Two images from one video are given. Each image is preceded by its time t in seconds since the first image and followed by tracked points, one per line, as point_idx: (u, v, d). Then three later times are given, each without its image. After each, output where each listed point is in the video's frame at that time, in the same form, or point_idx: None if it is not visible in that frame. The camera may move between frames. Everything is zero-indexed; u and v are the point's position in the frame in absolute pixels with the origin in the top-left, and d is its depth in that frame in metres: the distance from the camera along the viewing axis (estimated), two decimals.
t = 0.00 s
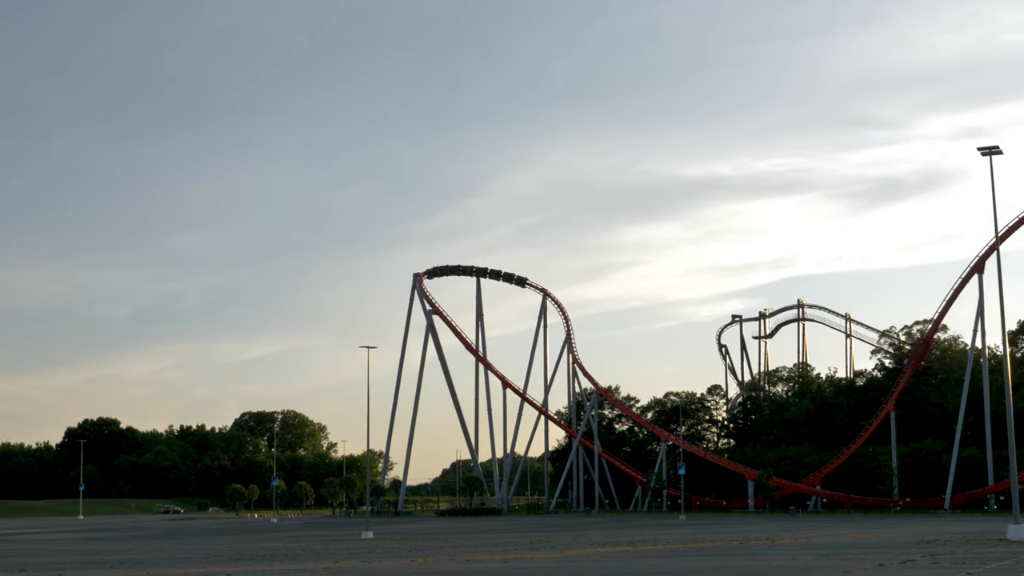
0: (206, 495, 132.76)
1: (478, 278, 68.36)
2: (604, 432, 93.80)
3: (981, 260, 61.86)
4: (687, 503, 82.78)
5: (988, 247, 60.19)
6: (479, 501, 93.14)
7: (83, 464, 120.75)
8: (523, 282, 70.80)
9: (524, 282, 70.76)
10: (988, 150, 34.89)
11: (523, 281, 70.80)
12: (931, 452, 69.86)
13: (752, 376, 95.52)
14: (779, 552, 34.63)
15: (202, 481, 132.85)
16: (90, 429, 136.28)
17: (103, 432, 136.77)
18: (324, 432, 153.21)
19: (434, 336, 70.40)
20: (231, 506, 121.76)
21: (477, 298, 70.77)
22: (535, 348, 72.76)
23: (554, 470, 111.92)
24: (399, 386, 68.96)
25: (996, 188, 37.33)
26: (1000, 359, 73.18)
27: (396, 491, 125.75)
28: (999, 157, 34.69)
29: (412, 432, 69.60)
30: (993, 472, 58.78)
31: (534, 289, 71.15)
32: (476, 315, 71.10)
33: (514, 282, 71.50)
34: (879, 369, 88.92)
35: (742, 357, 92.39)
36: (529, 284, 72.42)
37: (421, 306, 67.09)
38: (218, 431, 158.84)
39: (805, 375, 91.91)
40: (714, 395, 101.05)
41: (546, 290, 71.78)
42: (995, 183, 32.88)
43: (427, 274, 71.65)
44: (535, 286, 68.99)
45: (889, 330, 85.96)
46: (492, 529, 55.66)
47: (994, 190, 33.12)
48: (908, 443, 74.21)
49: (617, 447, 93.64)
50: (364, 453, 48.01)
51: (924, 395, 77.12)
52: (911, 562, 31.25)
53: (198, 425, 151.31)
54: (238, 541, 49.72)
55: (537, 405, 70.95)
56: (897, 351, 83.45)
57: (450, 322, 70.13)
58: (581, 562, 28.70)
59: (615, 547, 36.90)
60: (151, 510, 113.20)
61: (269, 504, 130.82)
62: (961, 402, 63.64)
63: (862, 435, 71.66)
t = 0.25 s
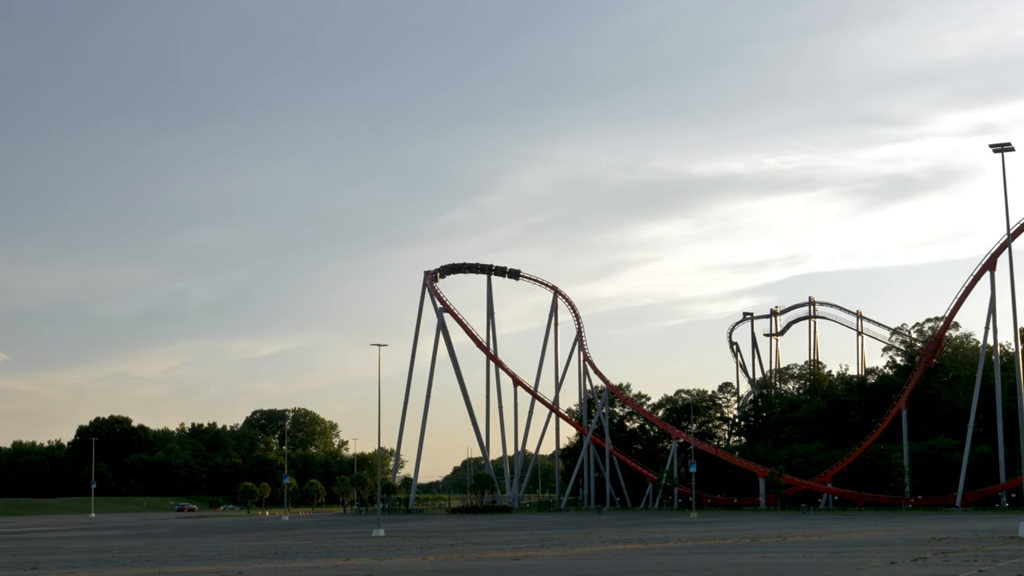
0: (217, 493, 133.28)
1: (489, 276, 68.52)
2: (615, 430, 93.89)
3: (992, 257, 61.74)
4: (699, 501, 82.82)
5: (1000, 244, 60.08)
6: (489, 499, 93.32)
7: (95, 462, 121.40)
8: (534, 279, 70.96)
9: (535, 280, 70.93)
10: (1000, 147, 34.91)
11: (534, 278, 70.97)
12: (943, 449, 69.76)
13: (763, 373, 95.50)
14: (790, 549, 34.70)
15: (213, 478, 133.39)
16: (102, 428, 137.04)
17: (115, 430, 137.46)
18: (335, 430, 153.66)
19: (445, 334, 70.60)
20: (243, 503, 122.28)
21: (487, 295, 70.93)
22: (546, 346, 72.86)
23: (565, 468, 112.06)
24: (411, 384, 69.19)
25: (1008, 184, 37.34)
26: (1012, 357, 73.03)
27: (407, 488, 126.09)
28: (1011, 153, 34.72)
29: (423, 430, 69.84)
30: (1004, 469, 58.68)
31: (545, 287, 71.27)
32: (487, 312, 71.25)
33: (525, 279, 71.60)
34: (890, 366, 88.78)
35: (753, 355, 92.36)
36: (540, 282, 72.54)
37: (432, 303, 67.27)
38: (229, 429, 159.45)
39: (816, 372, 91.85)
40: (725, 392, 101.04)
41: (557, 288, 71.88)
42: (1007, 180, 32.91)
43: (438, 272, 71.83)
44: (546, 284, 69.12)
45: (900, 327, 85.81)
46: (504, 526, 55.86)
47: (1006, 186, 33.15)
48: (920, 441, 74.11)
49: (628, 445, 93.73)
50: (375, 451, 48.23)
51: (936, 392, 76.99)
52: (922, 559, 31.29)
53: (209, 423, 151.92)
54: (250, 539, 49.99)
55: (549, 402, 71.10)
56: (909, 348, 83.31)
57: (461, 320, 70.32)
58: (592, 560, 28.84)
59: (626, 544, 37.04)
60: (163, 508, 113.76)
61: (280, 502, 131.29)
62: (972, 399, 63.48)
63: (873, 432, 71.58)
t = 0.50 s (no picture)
0: (223, 490, 133.61)
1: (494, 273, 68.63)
2: (620, 427, 93.96)
3: (998, 253, 61.73)
4: (703, 497, 82.87)
5: (1005, 240, 60.10)
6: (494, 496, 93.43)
7: (101, 459, 121.76)
8: (540, 276, 71.06)
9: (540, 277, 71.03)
10: (1005, 143, 34.98)
11: (540, 275, 71.06)
12: (948, 446, 69.71)
13: (768, 370, 95.56)
14: (795, 546, 34.75)
15: (219, 476, 133.72)
16: (107, 425, 137.39)
17: (120, 428, 137.92)
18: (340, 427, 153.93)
19: (450, 331, 70.71)
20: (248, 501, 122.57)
21: (492, 292, 71.03)
22: (551, 343, 72.92)
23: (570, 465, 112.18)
24: (416, 381, 69.30)
25: (1013, 180, 37.40)
26: (1017, 353, 73.02)
27: (413, 485, 126.35)
28: (1016, 150, 34.80)
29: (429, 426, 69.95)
30: (1010, 466, 58.62)
31: (550, 284, 71.39)
32: (492, 309, 71.36)
33: (530, 276, 71.69)
34: (895, 363, 88.79)
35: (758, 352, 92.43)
36: (546, 279, 72.64)
37: (437, 299, 67.37)
38: (235, 427, 159.79)
39: (821, 369, 91.89)
40: (730, 389, 101.13)
41: (562, 284, 71.97)
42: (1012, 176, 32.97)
43: (443, 269, 71.94)
44: (551, 281, 69.23)
45: (906, 324, 85.80)
46: (508, 523, 55.94)
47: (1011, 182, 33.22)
48: (925, 438, 74.09)
49: (633, 442, 93.81)
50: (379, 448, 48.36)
51: (942, 389, 76.92)
52: (927, 556, 31.33)
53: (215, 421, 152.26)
54: (255, 536, 50.12)
55: (554, 399, 71.20)
56: (914, 345, 83.31)
57: (466, 317, 70.44)
58: (596, 557, 28.88)
59: (631, 541, 37.10)
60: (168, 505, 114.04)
61: (286, 499, 131.56)
62: (978, 395, 63.40)
63: (878, 429, 71.60)
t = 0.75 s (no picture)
0: (221, 486, 133.62)
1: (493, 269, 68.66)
2: (618, 423, 94.04)
3: (996, 249, 61.74)
4: (702, 493, 82.95)
5: (1003, 236, 60.11)
6: (493, 491, 93.45)
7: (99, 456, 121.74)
8: (538, 272, 71.21)
9: (539, 273, 71.16)
10: (1003, 139, 34.95)
11: (538, 271, 71.21)
12: (945, 442, 69.78)
13: (766, 366, 95.69)
14: (793, 542, 34.78)
15: (217, 471, 133.69)
16: (106, 421, 137.35)
17: (118, 423, 137.88)
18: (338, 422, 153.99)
19: (448, 327, 70.70)
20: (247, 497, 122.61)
21: (491, 288, 71.05)
22: (549, 339, 72.99)
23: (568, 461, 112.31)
24: (415, 377, 69.27)
25: (1011, 176, 37.36)
26: (1015, 350, 73.19)
27: (411, 481, 126.45)
28: (1015, 146, 34.76)
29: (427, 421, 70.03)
30: (1008, 462, 58.68)
31: (549, 280, 71.49)
32: (490, 305, 71.40)
33: (528, 271, 71.71)
34: (893, 359, 88.84)
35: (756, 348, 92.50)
36: (544, 275, 72.67)
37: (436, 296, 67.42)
38: (233, 422, 159.85)
39: (819, 366, 92.00)
40: (728, 385, 101.24)
41: (560, 280, 72.01)
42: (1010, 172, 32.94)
43: (442, 265, 71.92)
44: (550, 277, 69.31)
45: (903, 320, 85.85)
46: (507, 519, 56.03)
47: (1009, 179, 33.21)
48: (923, 434, 74.23)
49: (632, 437, 93.91)
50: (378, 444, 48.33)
51: (940, 384, 77.08)
52: (925, 551, 31.38)
53: (213, 417, 152.27)
54: (254, 532, 50.16)
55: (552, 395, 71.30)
56: (912, 341, 83.37)
57: (464, 313, 70.46)
58: (594, 554, 28.89)
59: (629, 538, 37.17)
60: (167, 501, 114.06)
61: (284, 495, 131.62)
62: (975, 391, 63.37)
63: (876, 425, 71.68)
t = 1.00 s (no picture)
0: (211, 482, 133.29)
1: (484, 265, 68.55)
2: (608, 419, 94.09)
3: (985, 246, 61.85)
4: (692, 489, 83.01)
5: (992, 233, 60.20)
6: (483, 488, 93.34)
7: (89, 452, 121.32)
8: (529, 268, 71.16)
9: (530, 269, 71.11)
10: (993, 136, 34.94)
11: (529, 267, 71.16)
12: (935, 438, 69.92)
13: (756, 362, 95.81)
14: (783, 538, 34.79)
15: (207, 468, 133.35)
16: (95, 417, 136.85)
17: (108, 420, 137.37)
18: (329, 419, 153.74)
19: (439, 323, 70.55)
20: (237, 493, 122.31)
21: (481, 284, 70.94)
22: (540, 335, 72.96)
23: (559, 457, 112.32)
24: (405, 373, 69.11)
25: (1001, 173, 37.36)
26: (1004, 346, 73.42)
27: (402, 478, 126.37)
28: (1004, 142, 34.76)
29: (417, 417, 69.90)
30: (997, 458, 58.82)
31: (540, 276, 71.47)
32: (481, 301, 71.29)
33: (519, 268, 71.64)
34: (883, 355, 89.01)
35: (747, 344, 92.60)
36: (535, 271, 72.59)
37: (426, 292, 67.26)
38: (223, 418, 159.52)
39: (809, 361, 92.17)
40: (719, 381, 101.35)
41: (552, 276, 71.90)
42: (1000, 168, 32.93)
43: (433, 261, 71.78)
44: (541, 273, 69.26)
45: (893, 316, 85.99)
46: (497, 516, 55.93)
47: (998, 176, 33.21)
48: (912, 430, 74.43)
49: (622, 434, 93.97)
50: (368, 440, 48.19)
51: (930, 380, 77.29)
52: (914, 547, 31.41)
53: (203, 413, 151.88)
54: (244, 528, 50.01)
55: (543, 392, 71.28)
56: (902, 337, 83.53)
57: (455, 310, 70.32)
58: (585, 550, 28.83)
59: (619, 534, 37.14)
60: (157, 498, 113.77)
61: (274, 491, 131.37)
62: (965, 388, 63.37)
63: (866, 421, 71.79)
